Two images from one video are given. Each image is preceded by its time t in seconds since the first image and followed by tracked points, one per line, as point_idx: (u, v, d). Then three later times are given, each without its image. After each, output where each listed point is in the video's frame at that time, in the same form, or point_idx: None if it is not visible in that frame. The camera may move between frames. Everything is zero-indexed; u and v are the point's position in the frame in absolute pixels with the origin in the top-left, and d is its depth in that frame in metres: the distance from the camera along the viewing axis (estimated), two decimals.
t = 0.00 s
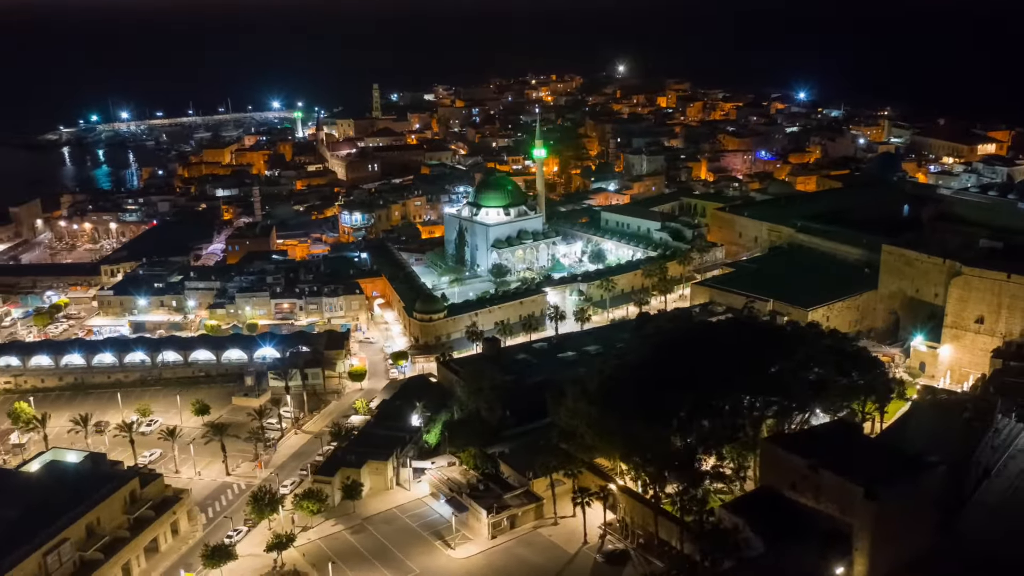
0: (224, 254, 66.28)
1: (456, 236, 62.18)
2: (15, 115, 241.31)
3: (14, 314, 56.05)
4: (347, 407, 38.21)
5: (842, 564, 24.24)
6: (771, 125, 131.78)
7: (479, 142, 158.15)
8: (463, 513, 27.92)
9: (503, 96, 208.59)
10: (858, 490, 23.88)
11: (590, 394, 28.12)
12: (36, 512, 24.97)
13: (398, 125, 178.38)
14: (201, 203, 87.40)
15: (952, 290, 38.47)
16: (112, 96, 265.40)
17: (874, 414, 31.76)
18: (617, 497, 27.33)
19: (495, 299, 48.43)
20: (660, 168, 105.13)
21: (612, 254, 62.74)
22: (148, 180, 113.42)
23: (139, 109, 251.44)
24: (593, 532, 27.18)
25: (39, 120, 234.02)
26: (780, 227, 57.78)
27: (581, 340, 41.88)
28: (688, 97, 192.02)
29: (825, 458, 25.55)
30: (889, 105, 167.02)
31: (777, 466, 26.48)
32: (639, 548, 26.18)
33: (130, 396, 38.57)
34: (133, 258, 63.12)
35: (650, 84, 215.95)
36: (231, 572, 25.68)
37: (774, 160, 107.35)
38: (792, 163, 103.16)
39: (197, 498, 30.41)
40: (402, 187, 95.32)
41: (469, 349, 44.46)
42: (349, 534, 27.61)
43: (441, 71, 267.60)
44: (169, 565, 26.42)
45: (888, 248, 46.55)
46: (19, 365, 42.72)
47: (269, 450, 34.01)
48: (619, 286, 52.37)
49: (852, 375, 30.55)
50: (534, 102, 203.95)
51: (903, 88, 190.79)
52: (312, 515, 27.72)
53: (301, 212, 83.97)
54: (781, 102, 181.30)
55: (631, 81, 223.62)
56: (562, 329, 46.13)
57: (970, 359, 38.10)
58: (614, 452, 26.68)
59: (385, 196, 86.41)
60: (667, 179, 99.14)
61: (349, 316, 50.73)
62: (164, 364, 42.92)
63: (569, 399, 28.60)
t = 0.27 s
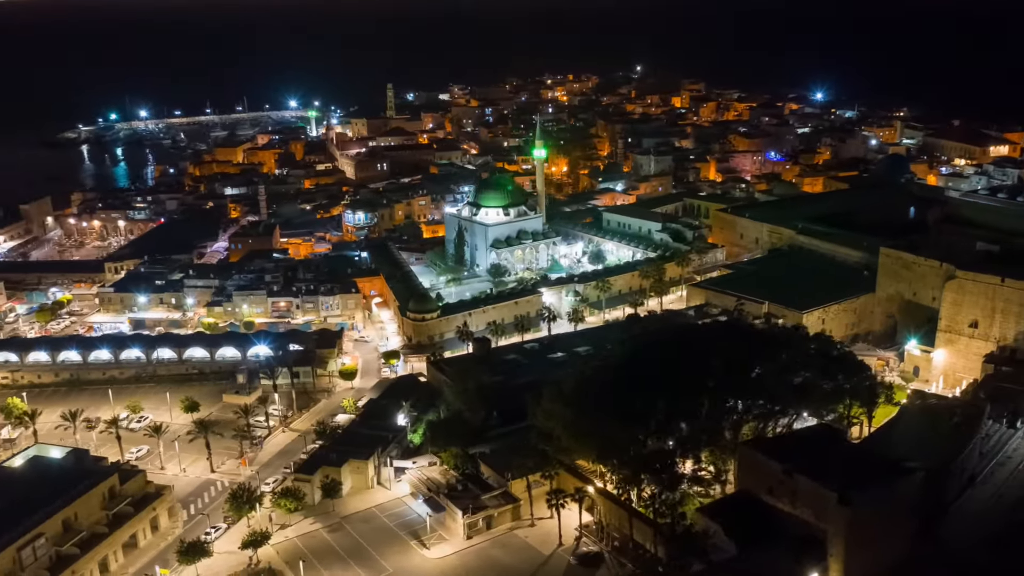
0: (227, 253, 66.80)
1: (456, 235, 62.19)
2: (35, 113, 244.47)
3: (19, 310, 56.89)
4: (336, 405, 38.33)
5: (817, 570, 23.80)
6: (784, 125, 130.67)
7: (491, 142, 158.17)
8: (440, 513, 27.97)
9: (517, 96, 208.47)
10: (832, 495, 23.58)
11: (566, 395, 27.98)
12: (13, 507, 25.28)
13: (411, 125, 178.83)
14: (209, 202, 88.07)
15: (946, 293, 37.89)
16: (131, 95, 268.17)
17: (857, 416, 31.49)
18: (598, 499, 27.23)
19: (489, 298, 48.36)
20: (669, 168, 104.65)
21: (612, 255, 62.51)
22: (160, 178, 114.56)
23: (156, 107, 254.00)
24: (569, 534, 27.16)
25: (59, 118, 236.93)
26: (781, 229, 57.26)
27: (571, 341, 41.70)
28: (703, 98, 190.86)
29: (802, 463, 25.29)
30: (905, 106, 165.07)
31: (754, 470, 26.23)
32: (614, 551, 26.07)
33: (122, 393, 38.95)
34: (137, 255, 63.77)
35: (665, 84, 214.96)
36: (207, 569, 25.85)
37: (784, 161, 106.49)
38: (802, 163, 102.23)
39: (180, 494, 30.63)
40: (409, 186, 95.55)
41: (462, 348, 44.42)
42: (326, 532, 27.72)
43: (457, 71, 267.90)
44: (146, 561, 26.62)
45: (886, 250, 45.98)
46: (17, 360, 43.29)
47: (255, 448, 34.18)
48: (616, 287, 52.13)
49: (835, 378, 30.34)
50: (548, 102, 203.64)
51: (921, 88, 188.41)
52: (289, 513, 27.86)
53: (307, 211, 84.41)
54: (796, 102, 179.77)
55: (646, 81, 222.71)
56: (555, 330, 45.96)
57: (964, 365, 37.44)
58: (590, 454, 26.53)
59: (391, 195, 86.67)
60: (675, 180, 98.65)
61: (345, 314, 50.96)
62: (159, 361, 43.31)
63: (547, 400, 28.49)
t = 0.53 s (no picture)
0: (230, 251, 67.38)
1: (457, 235, 62.23)
2: (55, 110, 247.59)
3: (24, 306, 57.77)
4: (325, 403, 38.51)
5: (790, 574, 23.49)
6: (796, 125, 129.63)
7: (501, 141, 158.21)
8: (417, 512, 28.03)
9: (530, 96, 208.30)
10: (805, 500, 23.26)
11: (544, 395, 27.94)
12: None
13: (423, 124, 179.29)
14: (216, 199, 88.77)
15: (939, 296, 37.49)
16: (149, 93, 270.69)
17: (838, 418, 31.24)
18: (575, 499, 27.12)
19: (484, 297, 48.32)
20: (676, 169, 104.20)
21: (612, 255, 62.29)
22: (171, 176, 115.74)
23: (174, 105, 256.39)
24: (544, 535, 27.07)
25: (78, 116, 239.73)
26: (782, 230, 56.82)
27: (561, 341, 41.65)
28: (716, 97, 189.81)
29: (777, 466, 25.03)
30: (921, 107, 163.23)
31: (729, 473, 26.02)
32: (587, 553, 25.97)
33: (115, 389, 39.33)
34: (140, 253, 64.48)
35: (678, 84, 214.00)
36: (182, 565, 26.01)
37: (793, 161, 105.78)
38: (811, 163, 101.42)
39: (164, 490, 30.87)
40: (414, 185, 95.83)
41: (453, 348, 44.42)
42: (304, 529, 27.85)
43: (471, 70, 268.11)
44: (124, 556, 26.77)
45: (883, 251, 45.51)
46: (14, 356, 43.81)
47: (242, 444, 34.39)
48: (613, 287, 51.93)
49: (815, 381, 30.17)
50: (561, 101, 203.29)
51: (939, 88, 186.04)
52: (267, 509, 28.02)
53: (313, 209, 84.94)
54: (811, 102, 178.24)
55: (660, 81, 221.86)
56: (548, 330, 45.93)
57: (957, 368, 37.05)
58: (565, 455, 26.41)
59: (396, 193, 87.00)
60: (682, 180, 98.27)
61: (341, 313, 51.24)
62: (154, 358, 43.68)
63: (524, 399, 28.44)
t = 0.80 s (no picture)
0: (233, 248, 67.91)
1: (456, 234, 62.31)
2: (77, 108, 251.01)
3: (28, 301, 58.68)
4: (312, 401, 38.72)
5: None
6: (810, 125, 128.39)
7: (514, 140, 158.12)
8: (389, 511, 28.09)
9: (545, 96, 208.12)
10: (771, 504, 23.08)
11: (516, 396, 27.94)
12: None
13: (437, 124, 179.76)
14: (224, 197, 89.53)
15: (929, 300, 36.98)
16: (170, 91, 273.63)
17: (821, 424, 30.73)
18: (545, 502, 27.02)
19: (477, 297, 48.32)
20: (686, 170, 103.67)
21: (612, 255, 62.03)
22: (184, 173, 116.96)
23: (194, 104, 258.98)
24: (514, 536, 27.01)
25: (99, 114, 242.93)
26: (782, 232, 56.32)
27: (549, 341, 41.52)
28: (733, 98, 188.46)
29: (746, 470, 24.82)
30: (940, 108, 160.98)
31: (699, 477, 25.83)
32: (555, 555, 25.89)
33: (106, 385, 39.78)
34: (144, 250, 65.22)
35: (695, 85, 212.78)
36: (154, 560, 26.25)
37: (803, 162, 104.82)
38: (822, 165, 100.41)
39: (145, 485, 31.19)
40: (421, 184, 96.13)
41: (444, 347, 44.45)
42: (277, 526, 28.01)
43: (488, 71, 268.38)
44: (98, 550, 27.05)
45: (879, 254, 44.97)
46: (11, 351, 44.43)
47: (226, 440, 34.66)
48: (608, 287, 51.73)
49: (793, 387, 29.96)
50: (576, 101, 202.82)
51: (960, 89, 183.23)
52: (241, 506, 28.19)
53: (319, 207, 85.39)
54: (828, 103, 176.45)
55: (676, 81, 220.69)
56: (539, 331, 45.81)
57: (947, 373, 36.50)
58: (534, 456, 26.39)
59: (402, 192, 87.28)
60: (690, 180, 97.71)
61: (337, 311, 51.53)
62: (148, 355, 44.12)
63: (497, 400, 28.47)
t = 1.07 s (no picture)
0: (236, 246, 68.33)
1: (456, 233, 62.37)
2: (95, 105, 253.61)
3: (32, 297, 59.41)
4: (301, 398, 38.90)
5: None
6: (821, 126, 127.34)
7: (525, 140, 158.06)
8: (366, 509, 28.19)
9: (558, 96, 207.80)
10: (742, 506, 22.89)
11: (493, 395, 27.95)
12: None
13: (448, 123, 180.00)
14: (231, 195, 90.16)
15: (921, 302, 36.60)
16: (186, 90, 275.91)
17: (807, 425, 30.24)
18: (521, 502, 26.78)
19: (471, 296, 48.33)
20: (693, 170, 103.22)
21: (611, 255, 61.82)
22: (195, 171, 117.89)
23: (210, 102, 260.92)
24: (488, 536, 27.00)
25: (117, 112, 245.39)
26: (781, 233, 55.93)
27: (539, 341, 41.45)
28: (746, 98, 187.26)
29: (719, 471, 24.65)
30: (957, 109, 158.87)
31: (674, 478, 25.69)
32: (528, 555, 25.84)
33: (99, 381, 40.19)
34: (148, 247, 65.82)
35: (709, 85, 211.59)
36: (131, 555, 26.47)
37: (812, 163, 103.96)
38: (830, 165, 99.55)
39: (130, 480, 31.47)
40: (427, 183, 96.35)
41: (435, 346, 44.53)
42: (255, 523, 28.16)
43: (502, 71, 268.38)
44: (77, 545, 27.30)
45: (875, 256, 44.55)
46: (10, 346, 45.01)
47: (213, 437, 34.90)
48: (604, 288, 51.60)
49: (774, 390, 29.82)
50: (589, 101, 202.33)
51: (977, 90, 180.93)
52: (220, 502, 28.37)
53: (324, 205, 85.78)
54: (843, 104, 174.79)
55: (690, 81, 219.49)
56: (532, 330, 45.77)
57: (938, 377, 36.10)
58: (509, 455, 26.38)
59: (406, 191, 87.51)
60: (697, 181, 97.21)
61: (333, 309, 51.78)
62: (143, 351, 44.54)
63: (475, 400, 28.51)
